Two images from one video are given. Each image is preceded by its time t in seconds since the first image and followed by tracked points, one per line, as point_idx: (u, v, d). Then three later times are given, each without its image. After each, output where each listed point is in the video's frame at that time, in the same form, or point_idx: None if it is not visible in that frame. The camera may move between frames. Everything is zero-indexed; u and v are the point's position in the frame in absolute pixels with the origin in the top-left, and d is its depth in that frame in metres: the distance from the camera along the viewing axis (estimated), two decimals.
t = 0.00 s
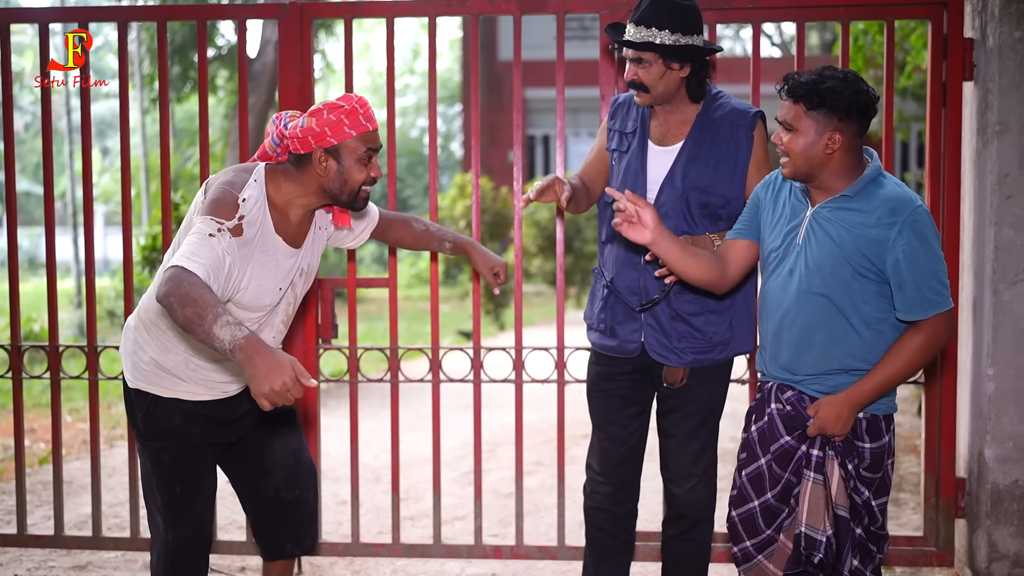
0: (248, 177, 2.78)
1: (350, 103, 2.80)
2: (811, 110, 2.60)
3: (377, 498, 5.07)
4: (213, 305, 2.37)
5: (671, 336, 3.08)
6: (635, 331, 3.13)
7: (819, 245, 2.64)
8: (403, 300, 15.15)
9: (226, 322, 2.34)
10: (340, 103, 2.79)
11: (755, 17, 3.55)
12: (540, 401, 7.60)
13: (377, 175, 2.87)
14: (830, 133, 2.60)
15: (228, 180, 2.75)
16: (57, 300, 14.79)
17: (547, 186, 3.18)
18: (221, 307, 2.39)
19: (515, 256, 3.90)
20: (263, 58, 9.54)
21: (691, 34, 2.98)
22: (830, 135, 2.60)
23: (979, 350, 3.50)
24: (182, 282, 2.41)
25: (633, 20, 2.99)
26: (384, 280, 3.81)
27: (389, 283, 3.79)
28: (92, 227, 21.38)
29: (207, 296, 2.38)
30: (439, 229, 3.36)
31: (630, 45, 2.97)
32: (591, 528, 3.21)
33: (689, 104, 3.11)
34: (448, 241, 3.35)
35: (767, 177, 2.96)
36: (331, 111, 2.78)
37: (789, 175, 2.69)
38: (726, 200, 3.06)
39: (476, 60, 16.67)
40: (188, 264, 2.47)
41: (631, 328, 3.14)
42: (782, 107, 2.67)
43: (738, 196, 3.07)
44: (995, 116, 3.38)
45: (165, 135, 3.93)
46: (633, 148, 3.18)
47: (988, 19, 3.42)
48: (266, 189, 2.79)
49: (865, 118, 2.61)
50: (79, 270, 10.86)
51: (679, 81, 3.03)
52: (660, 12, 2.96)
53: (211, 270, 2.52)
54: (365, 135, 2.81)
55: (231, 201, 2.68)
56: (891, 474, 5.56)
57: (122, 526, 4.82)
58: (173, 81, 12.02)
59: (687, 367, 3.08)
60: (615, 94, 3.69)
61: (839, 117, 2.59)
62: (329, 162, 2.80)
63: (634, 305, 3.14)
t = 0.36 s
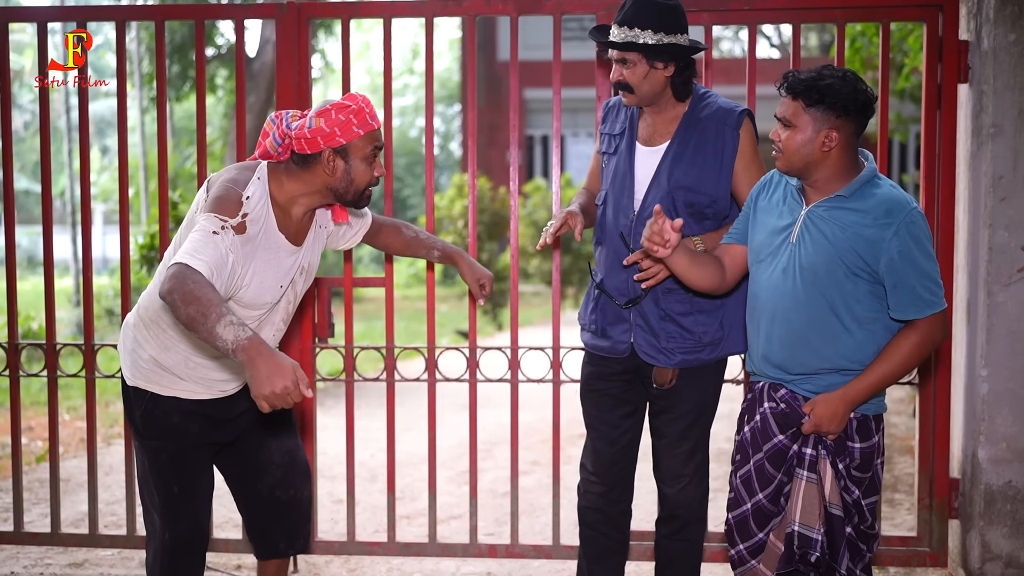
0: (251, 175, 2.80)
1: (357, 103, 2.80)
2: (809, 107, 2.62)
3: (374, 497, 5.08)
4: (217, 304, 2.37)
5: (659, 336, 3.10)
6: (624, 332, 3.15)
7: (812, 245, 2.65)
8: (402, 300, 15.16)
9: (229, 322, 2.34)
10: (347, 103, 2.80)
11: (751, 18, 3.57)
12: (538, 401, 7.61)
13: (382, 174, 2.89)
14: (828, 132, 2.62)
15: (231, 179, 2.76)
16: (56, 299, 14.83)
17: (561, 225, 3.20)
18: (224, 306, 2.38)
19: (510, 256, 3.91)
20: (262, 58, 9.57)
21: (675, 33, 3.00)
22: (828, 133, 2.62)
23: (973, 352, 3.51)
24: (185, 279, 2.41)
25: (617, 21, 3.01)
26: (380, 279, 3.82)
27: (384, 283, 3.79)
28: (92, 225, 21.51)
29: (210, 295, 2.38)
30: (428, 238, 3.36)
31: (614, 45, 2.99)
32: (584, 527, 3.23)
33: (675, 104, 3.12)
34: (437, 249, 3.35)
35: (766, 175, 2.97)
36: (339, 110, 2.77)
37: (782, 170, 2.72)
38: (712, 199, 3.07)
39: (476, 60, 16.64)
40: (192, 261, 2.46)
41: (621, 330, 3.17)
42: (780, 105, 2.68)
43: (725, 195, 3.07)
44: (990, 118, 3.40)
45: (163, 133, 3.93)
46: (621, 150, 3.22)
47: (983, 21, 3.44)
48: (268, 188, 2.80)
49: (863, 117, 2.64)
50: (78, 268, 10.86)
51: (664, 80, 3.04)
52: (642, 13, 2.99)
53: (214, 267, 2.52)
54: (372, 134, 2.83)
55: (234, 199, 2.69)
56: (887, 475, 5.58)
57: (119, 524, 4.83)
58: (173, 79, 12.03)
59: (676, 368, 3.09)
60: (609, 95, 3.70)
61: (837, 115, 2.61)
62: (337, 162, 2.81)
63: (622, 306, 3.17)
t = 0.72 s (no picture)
0: (279, 171, 2.72)
1: (389, 114, 2.78)
2: (794, 110, 2.63)
3: (370, 495, 5.09)
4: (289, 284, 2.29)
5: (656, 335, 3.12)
6: (620, 332, 3.16)
7: (802, 246, 2.66)
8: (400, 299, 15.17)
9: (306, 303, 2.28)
10: (380, 112, 2.78)
11: (747, 19, 3.58)
12: (534, 401, 7.62)
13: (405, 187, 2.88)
14: (813, 134, 2.63)
15: (261, 173, 2.67)
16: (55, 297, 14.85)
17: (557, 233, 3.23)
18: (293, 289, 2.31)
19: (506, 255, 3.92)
20: (261, 57, 9.58)
21: (669, 35, 3.01)
22: (814, 135, 2.63)
23: (967, 353, 3.52)
24: (249, 257, 2.31)
25: (610, 24, 3.02)
26: (376, 278, 3.83)
27: (381, 282, 3.80)
28: (90, 222, 21.53)
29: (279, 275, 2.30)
30: (443, 238, 3.37)
31: (608, 47, 3.00)
32: (579, 526, 3.23)
33: (670, 105, 3.14)
34: (449, 253, 3.34)
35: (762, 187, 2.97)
36: (371, 119, 2.75)
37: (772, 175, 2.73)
38: (708, 199, 3.07)
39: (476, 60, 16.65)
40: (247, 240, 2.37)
41: (617, 329, 3.18)
42: (767, 109, 2.70)
43: (720, 195, 3.06)
44: (985, 120, 3.41)
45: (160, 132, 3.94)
46: (616, 151, 3.23)
47: (978, 23, 3.45)
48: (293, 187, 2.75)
49: (849, 118, 2.64)
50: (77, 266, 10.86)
51: (658, 81, 3.05)
52: (636, 15, 2.99)
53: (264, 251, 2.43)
54: (400, 146, 2.81)
55: (269, 188, 2.59)
56: (882, 476, 5.59)
57: (115, 522, 4.84)
58: (172, 78, 12.04)
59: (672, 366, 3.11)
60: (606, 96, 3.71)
61: (822, 116, 2.62)
62: (363, 169, 2.78)
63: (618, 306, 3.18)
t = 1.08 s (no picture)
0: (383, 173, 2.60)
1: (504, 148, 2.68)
2: (774, 124, 2.64)
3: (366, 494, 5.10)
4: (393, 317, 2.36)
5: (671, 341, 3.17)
6: (633, 343, 3.16)
7: (795, 249, 2.67)
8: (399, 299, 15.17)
9: (411, 334, 2.35)
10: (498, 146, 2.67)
11: (743, 20, 3.59)
12: (531, 401, 7.62)
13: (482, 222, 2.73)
14: (796, 145, 2.64)
15: (365, 175, 2.55)
16: (53, 296, 14.85)
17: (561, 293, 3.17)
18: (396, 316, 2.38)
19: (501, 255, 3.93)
20: (260, 56, 9.58)
21: (654, 54, 3.02)
22: (796, 146, 2.64)
23: (961, 354, 3.53)
24: (353, 292, 2.34)
25: (594, 46, 3.02)
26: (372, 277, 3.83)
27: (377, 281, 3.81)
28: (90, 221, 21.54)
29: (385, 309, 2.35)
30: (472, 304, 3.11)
31: (596, 74, 3.02)
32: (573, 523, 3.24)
33: (660, 116, 3.17)
34: (479, 317, 3.08)
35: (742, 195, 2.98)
36: (490, 145, 2.65)
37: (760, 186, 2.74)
38: (710, 204, 3.16)
39: (475, 60, 16.66)
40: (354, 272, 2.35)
41: (628, 341, 3.17)
42: (748, 124, 2.70)
43: (721, 200, 3.17)
44: (979, 120, 3.42)
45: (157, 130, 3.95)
46: (608, 166, 3.21)
47: (973, 24, 3.45)
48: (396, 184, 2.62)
49: (830, 126, 2.65)
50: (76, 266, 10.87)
51: (647, 100, 3.08)
52: (619, 37, 2.99)
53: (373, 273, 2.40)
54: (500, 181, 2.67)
55: (374, 196, 2.48)
56: (877, 475, 5.60)
57: (112, 520, 4.84)
58: (171, 77, 12.04)
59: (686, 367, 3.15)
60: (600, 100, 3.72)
61: (802, 126, 2.62)
62: (461, 185, 2.64)
63: (629, 320, 3.17)
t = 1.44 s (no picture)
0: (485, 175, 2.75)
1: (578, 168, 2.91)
2: (786, 141, 2.64)
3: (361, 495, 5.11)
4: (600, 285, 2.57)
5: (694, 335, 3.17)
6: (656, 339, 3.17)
7: (814, 266, 2.68)
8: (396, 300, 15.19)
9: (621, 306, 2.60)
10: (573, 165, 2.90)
11: (736, 21, 3.61)
12: (526, 402, 7.63)
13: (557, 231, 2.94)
14: (809, 161, 2.64)
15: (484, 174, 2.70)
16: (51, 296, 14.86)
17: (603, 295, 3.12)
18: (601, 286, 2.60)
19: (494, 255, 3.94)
20: (257, 57, 9.58)
21: (672, 57, 3.02)
22: (808, 161, 2.64)
23: (952, 355, 3.53)
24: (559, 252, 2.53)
25: (612, 53, 3.01)
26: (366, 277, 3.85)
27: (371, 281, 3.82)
28: (89, 221, 21.58)
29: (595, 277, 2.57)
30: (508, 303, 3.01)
31: (619, 81, 3.01)
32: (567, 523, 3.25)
33: (675, 116, 3.19)
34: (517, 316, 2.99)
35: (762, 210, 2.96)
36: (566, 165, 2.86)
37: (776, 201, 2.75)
38: (725, 199, 3.19)
39: (474, 62, 16.66)
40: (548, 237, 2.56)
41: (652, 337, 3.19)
42: (763, 140, 2.70)
43: (733, 194, 3.20)
44: (971, 122, 3.43)
45: (152, 131, 3.96)
46: (625, 166, 3.20)
47: (965, 26, 3.46)
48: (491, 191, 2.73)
49: (843, 140, 2.64)
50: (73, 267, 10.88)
51: (667, 102, 3.10)
52: (638, 42, 2.99)
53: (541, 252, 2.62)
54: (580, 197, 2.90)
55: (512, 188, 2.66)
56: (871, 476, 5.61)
57: (106, 520, 4.84)
58: (169, 78, 12.04)
59: (702, 359, 3.15)
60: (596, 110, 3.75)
61: (814, 143, 2.62)
62: (539, 200, 2.85)
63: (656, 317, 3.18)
